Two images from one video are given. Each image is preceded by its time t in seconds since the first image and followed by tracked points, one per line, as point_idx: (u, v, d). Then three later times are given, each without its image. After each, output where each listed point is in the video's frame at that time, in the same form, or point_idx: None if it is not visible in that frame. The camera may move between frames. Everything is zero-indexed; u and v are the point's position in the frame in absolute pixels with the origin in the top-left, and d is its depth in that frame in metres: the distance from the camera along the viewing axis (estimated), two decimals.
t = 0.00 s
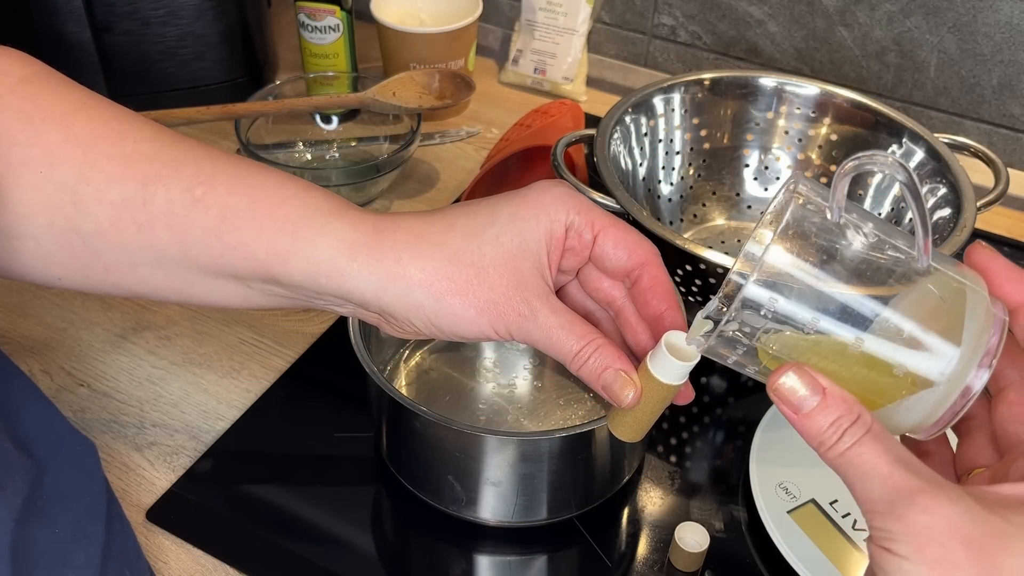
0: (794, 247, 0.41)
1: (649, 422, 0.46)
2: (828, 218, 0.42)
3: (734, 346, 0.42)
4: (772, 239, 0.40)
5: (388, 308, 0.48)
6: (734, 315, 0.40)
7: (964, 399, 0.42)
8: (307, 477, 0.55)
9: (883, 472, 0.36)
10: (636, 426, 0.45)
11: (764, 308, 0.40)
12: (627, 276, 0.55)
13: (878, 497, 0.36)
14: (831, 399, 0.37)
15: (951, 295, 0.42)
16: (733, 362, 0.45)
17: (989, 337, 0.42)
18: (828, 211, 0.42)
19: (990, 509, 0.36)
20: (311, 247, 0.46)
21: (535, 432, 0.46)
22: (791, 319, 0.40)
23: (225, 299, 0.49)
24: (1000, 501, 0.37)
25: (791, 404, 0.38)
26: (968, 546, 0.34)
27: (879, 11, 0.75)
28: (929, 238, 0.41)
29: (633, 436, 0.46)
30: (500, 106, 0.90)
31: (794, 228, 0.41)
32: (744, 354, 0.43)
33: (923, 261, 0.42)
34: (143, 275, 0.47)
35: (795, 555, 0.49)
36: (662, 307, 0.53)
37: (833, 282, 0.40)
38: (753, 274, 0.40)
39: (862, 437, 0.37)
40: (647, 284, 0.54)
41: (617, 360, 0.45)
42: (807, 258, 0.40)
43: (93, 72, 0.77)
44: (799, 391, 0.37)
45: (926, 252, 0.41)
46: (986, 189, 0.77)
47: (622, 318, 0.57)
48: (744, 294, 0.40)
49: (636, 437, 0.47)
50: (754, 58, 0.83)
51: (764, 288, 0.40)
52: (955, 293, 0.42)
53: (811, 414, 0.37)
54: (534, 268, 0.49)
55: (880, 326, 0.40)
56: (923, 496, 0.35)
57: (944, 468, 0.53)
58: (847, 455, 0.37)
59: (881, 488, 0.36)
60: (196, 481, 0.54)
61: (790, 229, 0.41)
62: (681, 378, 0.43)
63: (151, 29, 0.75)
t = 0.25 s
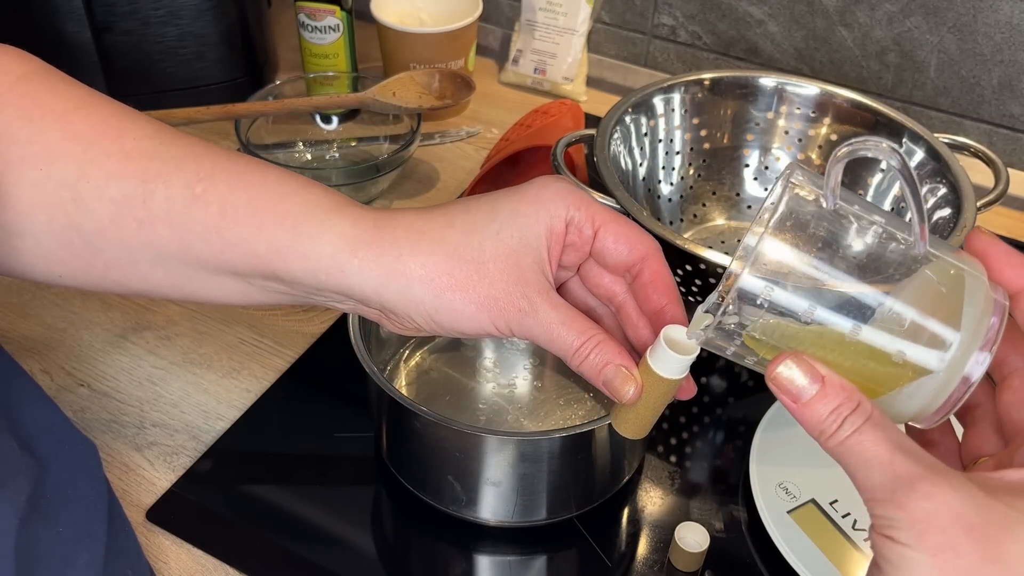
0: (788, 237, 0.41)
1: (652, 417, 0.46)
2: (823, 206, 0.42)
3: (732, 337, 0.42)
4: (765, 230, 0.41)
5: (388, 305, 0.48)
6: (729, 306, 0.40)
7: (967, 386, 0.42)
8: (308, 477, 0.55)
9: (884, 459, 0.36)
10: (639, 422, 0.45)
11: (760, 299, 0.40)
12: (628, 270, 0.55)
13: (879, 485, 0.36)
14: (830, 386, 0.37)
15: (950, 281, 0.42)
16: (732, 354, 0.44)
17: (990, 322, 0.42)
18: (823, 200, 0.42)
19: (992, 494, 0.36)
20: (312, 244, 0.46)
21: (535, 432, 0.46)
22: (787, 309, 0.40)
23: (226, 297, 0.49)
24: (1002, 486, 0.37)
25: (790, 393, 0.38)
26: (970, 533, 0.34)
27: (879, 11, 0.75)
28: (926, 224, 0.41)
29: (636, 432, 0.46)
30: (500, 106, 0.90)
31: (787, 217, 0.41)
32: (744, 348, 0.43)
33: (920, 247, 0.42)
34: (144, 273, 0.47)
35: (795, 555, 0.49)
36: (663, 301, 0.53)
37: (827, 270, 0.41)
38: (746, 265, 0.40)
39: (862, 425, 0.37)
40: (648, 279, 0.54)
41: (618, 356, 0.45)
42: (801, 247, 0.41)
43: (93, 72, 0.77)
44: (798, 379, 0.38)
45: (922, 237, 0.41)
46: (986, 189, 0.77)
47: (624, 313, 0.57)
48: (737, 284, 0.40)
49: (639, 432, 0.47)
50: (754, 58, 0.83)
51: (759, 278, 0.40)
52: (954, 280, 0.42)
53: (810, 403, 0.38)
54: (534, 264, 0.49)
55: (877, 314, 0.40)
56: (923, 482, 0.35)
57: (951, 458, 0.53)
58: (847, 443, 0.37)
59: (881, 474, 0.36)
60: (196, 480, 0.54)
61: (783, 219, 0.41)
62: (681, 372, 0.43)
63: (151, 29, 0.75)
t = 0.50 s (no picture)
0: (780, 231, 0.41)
1: (655, 418, 0.45)
2: (818, 201, 0.42)
3: (729, 335, 0.42)
4: (756, 225, 0.41)
5: (390, 303, 0.48)
6: (724, 303, 0.41)
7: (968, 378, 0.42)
8: (309, 476, 0.55)
9: (884, 454, 0.36)
10: (642, 423, 0.45)
11: (757, 295, 0.40)
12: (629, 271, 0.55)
13: (880, 480, 0.36)
14: (829, 382, 0.37)
15: (949, 274, 0.42)
16: (731, 351, 0.44)
17: (989, 313, 0.41)
18: (817, 194, 0.43)
19: (996, 488, 0.35)
20: (313, 243, 0.46)
21: (535, 432, 0.46)
22: (783, 304, 0.40)
23: (227, 296, 0.49)
24: (1005, 480, 0.37)
25: (790, 390, 0.38)
26: (974, 525, 0.34)
27: (879, 10, 0.75)
28: (920, 215, 0.41)
29: (639, 432, 0.46)
30: (500, 106, 0.90)
31: (780, 212, 0.42)
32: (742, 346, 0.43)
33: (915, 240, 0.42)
34: (146, 272, 0.47)
35: (795, 555, 0.49)
36: (665, 302, 0.53)
37: (823, 263, 0.40)
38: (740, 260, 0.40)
39: (863, 420, 0.37)
40: (649, 279, 0.54)
41: (619, 356, 0.45)
42: (794, 241, 0.41)
43: (93, 72, 0.77)
44: (797, 376, 0.38)
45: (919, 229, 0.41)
46: (986, 189, 0.77)
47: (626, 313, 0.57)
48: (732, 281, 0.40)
49: (642, 433, 0.46)
50: (754, 58, 0.83)
51: (754, 274, 0.40)
52: (952, 273, 0.42)
53: (809, 399, 0.37)
54: (536, 263, 0.49)
55: (872, 308, 0.40)
56: (925, 475, 0.35)
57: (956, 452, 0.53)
58: (847, 438, 0.37)
59: (882, 470, 0.36)
60: (196, 480, 0.54)
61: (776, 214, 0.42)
62: (682, 372, 0.43)
63: (151, 29, 0.75)
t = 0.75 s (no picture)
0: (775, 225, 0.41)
1: (658, 417, 0.45)
2: (814, 193, 0.43)
3: (727, 330, 0.42)
4: (751, 220, 0.41)
5: (392, 301, 0.48)
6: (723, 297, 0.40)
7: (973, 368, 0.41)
8: (309, 476, 0.55)
9: (885, 446, 0.36)
10: (645, 422, 0.45)
11: (754, 289, 0.40)
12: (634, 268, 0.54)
13: (881, 472, 0.36)
14: (829, 374, 0.37)
15: (948, 263, 0.42)
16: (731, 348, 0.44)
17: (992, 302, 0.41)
18: (812, 187, 0.43)
19: (999, 478, 0.35)
20: (315, 240, 0.46)
21: (535, 433, 0.46)
22: (781, 297, 0.40)
23: (230, 293, 0.49)
24: (1008, 470, 0.36)
25: (790, 383, 0.38)
26: (976, 516, 0.33)
27: (879, 10, 0.75)
28: (918, 207, 0.41)
29: (643, 431, 0.46)
30: (500, 106, 0.90)
31: (775, 206, 0.41)
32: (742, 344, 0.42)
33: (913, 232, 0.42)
34: (148, 270, 0.47)
35: (795, 555, 0.49)
36: (670, 300, 0.53)
37: (822, 258, 0.40)
38: (738, 254, 0.40)
39: (864, 413, 0.37)
40: (654, 276, 0.53)
41: (621, 354, 0.45)
42: (789, 235, 0.41)
43: (94, 71, 0.77)
44: (797, 369, 0.38)
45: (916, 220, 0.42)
46: (986, 189, 0.77)
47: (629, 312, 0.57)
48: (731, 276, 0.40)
49: (646, 432, 0.46)
50: (754, 58, 0.83)
51: (750, 268, 0.40)
52: (951, 262, 0.42)
53: (809, 392, 0.38)
54: (540, 261, 0.49)
55: (869, 298, 0.40)
56: (925, 466, 0.35)
57: (961, 445, 0.52)
58: (848, 431, 0.37)
59: (883, 463, 0.36)
60: (197, 480, 0.53)
61: (770, 208, 0.41)
62: (686, 370, 0.43)
63: (152, 28, 0.75)
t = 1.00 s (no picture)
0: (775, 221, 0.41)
1: (661, 417, 0.45)
2: (813, 187, 0.42)
3: (728, 327, 0.42)
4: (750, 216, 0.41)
5: (393, 299, 0.48)
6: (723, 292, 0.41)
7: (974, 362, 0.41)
8: (309, 476, 0.55)
9: (886, 441, 0.36)
10: (648, 422, 0.45)
11: (754, 285, 0.40)
12: (636, 267, 0.55)
13: (883, 468, 0.36)
14: (829, 370, 0.37)
15: (949, 258, 0.42)
16: (731, 345, 0.44)
17: (993, 296, 0.41)
18: (811, 182, 0.43)
19: (1003, 473, 0.35)
20: (317, 239, 0.46)
21: (535, 432, 0.46)
22: (780, 294, 0.40)
23: (231, 292, 0.49)
24: (1011, 465, 0.36)
25: (790, 380, 0.38)
26: (979, 512, 0.34)
27: (879, 10, 0.75)
28: (917, 200, 0.41)
29: (646, 432, 0.46)
30: (499, 106, 0.90)
31: (776, 202, 0.42)
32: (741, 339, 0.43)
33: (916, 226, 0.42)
34: (150, 268, 0.47)
35: (795, 555, 0.49)
36: (671, 299, 0.53)
37: (823, 253, 0.40)
38: (738, 249, 0.40)
39: (865, 409, 0.36)
40: (656, 275, 0.53)
41: (622, 353, 0.45)
42: (789, 231, 0.41)
43: (95, 70, 0.77)
44: (797, 366, 0.38)
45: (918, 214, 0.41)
46: (986, 189, 0.77)
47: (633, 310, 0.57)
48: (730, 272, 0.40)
49: (649, 433, 0.46)
50: (753, 58, 0.83)
51: (749, 264, 0.40)
52: (953, 256, 0.42)
53: (810, 388, 0.37)
54: (541, 259, 0.49)
55: (870, 293, 0.40)
56: (929, 462, 0.35)
57: (966, 441, 0.52)
58: (850, 427, 0.37)
59: (886, 458, 0.36)
60: (196, 481, 0.53)
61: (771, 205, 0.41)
62: (687, 369, 0.43)
63: (151, 28, 0.75)
